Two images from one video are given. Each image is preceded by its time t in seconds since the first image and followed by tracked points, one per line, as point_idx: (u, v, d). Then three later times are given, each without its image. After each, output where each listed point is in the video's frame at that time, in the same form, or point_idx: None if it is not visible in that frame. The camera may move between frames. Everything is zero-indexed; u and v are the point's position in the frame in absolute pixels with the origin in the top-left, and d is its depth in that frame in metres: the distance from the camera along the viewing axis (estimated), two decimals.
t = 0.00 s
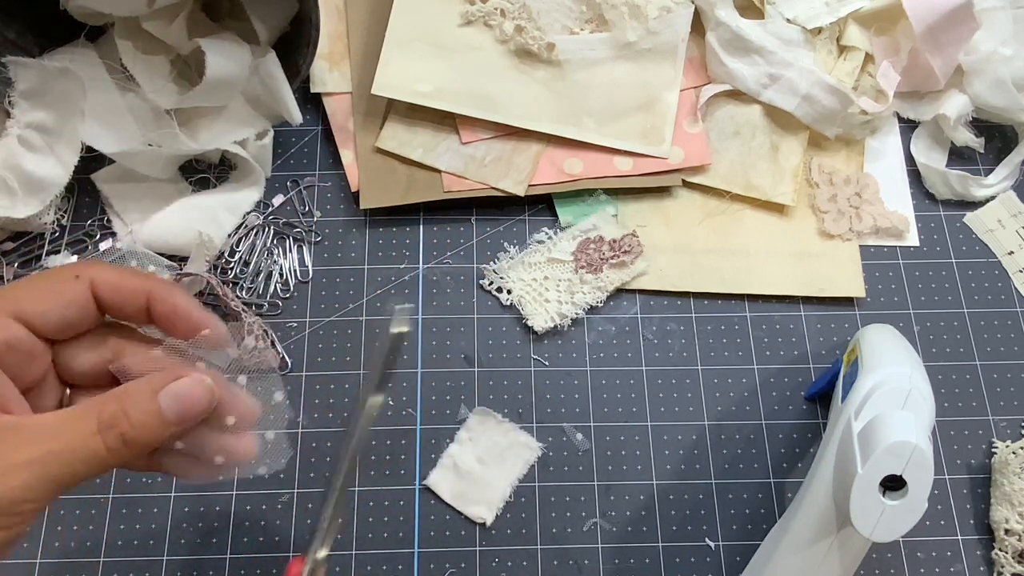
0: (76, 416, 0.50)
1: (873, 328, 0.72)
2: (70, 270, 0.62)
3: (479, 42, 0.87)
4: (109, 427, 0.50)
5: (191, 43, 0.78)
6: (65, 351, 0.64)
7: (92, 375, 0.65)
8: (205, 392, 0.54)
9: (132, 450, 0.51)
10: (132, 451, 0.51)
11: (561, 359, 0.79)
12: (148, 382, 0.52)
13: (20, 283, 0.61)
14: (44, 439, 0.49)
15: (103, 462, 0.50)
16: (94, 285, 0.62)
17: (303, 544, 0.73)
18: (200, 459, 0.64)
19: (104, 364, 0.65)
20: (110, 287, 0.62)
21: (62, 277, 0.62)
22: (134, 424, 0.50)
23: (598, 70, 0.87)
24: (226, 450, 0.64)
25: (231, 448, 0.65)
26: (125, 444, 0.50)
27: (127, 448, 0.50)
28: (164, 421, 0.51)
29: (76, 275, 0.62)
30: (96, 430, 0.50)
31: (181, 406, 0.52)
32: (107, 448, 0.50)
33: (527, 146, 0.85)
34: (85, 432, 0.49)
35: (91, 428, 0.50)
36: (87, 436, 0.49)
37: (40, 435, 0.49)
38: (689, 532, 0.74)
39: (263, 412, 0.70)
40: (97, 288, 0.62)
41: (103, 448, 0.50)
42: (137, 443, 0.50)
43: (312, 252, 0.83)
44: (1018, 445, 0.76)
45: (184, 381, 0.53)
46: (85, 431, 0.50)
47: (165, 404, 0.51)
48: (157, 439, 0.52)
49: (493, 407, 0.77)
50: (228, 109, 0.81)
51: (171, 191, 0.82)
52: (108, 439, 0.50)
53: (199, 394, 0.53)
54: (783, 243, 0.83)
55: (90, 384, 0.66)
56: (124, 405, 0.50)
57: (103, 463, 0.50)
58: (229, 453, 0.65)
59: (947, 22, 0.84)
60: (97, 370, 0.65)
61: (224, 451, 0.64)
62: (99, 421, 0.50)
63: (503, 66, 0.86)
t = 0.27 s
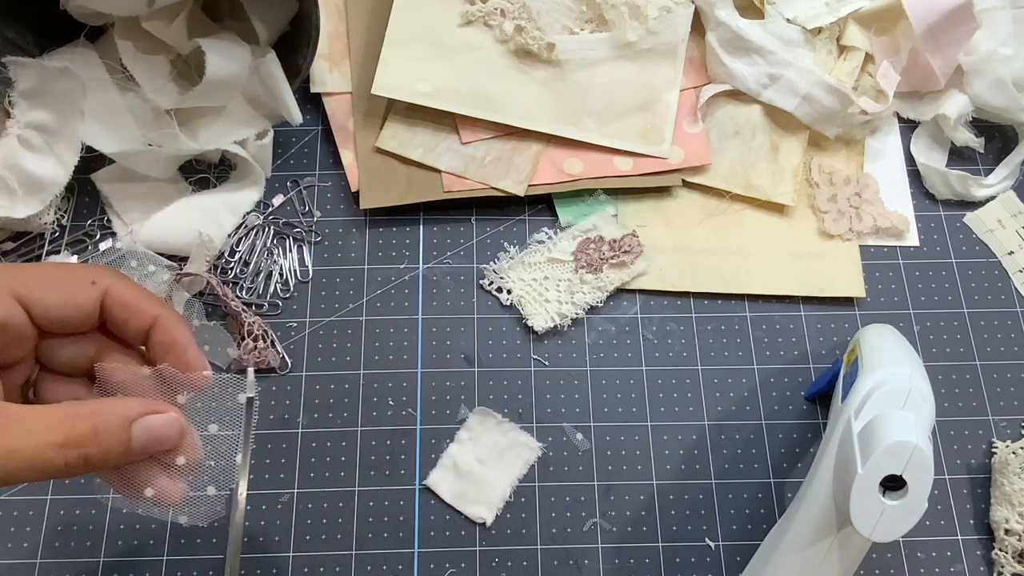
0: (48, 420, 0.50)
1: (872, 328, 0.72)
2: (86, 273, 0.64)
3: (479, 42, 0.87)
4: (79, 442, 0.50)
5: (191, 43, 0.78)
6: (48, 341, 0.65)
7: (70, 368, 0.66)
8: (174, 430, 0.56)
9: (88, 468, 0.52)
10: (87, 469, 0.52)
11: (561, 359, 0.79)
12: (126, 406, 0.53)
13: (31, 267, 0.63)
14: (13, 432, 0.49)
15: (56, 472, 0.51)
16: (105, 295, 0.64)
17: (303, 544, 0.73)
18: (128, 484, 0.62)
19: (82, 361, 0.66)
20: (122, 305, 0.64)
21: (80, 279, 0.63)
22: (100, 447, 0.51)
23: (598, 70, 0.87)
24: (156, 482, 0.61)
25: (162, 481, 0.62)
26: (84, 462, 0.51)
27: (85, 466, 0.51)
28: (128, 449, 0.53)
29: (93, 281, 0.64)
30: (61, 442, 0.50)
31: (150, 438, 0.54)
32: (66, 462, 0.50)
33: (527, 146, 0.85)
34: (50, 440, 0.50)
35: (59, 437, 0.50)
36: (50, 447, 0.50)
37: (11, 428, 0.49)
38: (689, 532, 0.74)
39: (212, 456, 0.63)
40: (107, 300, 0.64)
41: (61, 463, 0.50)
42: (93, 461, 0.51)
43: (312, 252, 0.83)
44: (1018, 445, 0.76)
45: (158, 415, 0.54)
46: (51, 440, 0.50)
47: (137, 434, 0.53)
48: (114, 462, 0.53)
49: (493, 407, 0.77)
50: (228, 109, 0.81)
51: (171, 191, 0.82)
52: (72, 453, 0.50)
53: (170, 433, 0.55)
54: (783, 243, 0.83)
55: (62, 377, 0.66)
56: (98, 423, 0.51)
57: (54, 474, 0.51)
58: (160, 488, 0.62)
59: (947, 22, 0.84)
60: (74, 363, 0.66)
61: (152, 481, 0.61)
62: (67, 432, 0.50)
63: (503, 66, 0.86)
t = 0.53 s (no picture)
0: (51, 427, 0.50)
1: (872, 328, 0.72)
2: (90, 285, 0.64)
3: (479, 42, 0.87)
4: (81, 450, 0.51)
5: (191, 43, 0.78)
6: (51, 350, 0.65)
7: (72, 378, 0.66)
8: (179, 437, 0.55)
9: (91, 475, 0.52)
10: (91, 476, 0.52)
11: (561, 359, 0.79)
12: (129, 413, 0.53)
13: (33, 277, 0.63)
14: (16, 441, 0.49)
15: (61, 480, 0.51)
16: (108, 307, 0.64)
17: (303, 544, 0.72)
18: (135, 490, 0.62)
19: (83, 371, 0.66)
20: (124, 316, 0.64)
21: (83, 291, 0.63)
22: (103, 454, 0.51)
23: (598, 70, 0.87)
24: (164, 488, 0.62)
25: (169, 487, 0.62)
26: (87, 470, 0.51)
27: (88, 474, 0.51)
28: (132, 456, 0.52)
29: (96, 293, 0.64)
30: (64, 450, 0.50)
31: (154, 447, 0.53)
32: (70, 470, 0.50)
33: (527, 146, 0.85)
34: (54, 448, 0.50)
35: (61, 445, 0.50)
36: (54, 454, 0.50)
37: (14, 436, 0.49)
38: (689, 532, 0.74)
39: (215, 459, 0.66)
40: (110, 312, 0.64)
41: (65, 470, 0.50)
42: (98, 468, 0.52)
43: (312, 252, 0.83)
44: (1018, 445, 0.76)
45: (161, 422, 0.54)
46: (54, 448, 0.50)
47: (140, 441, 0.52)
48: (119, 468, 0.53)
49: (493, 407, 0.77)
50: (228, 109, 0.81)
51: (171, 191, 0.82)
52: (74, 460, 0.50)
53: (175, 440, 0.54)
54: (783, 243, 0.83)
55: (65, 387, 0.66)
56: (100, 431, 0.51)
57: (58, 481, 0.51)
58: (167, 494, 0.62)
59: (947, 22, 0.84)
60: (75, 373, 0.66)
61: (161, 488, 0.62)
62: (70, 440, 0.50)
63: (503, 66, 0.86)
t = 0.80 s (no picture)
0: (33, 420, 0.51)
1: (873, 328, 0.72)
2: (71, 274, 0.64)
3: (479, 42, 0.87)
4: (61, 444, 0.51)
5: (191, 43, 0.78)
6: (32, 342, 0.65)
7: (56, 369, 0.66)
8: (159, 433, 0.56)
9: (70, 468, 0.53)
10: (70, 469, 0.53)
11: (561, 359, 0.79)
12: (110, 408, 0.54)
13: (17, 268, 0.63)
14: None
15: (40, 472, 0.52)
16: (89, 296, 0.64)
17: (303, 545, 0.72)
18: (118, 482, 0.64)
19: (66, 363, 0.66)
20: (106, 306, 0.65)
21: (64, 280, 0.64)
22: (83, 448, 0.52)
23: (597, 70, 0.87)
24: (144, 482, 0.64)
25: (150, 481, 0.64)
26: (67, 463, 0.52)
27: (67, 466, 0.52)
28: (112, 450, 0.53)
29: (77, 283, 0.64)
30: (45, 443, 0.51)
31: (134, 441, 0.54)
32: (49, 463, 0.51)
33: (527, 146, 0.85)
34: (36, 441, 0.51)
35: (42, 438, 0.51)
36: (34, 447, 0.51)
37: None
38: (689, 532, 0.74)
39: (199, 458, 0.68)
40: (91, 302, 0.64)
41: (45, 462, 0.51)
42: (78, 461, 0.53)
43: (312, 252, 0.83)
44: (1018, 445, 0.76)
45: (140, 418, 0.55)
46: (34, 441, 0.51)
47: (121, 436, 0.53)
48: (99, 460, 0.54)
49: (493, 407, 0.77)
50: (227, 109, 0.81)
51: (171, 191, 0.82)
52: (55, 453, 0.51)
53: (155, 434, 0.55)
54: (783, 243, 0.83)
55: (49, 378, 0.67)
56: (81, 425, 0.52)
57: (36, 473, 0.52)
58: (148, 487, 0.64)
59: (947, 22, 0.84)
60: (56, 364, 0.66)
61: (141, 481, 0.64)
62: (52, 433, 0.51)
63: (503, 66, 0.86)
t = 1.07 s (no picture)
0: (22, 445, 0.51)
1: (873, 328, 0.72)
2: (83, 301, 0.65)
3: (479, 42, 0.87)
4: (45, 471, 0.52)
5: (191, 43, 0.78)
6: (30, 361, 0.65)
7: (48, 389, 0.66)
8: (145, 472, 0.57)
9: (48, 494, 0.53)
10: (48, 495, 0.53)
11: (561, 359, 0.79)
12: (99, 441, 0.54)
13: (30, 286, 0.63)
14: None
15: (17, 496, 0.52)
16: (98, 325, 0.65)
17: (302, 545, 0.72)
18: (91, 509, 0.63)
19: (59, 385, 0.66)
20: (113, 336, 0.65)
21: (76, 306, 0.64)
22: (64, 478, 0.52)
23: (597, 70, 0.87)
24: (117, 515, 0.63)
25: (122, 515, 0.64)
26: (46, 490, 0.52)
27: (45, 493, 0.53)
28: (93, 482, 0.54)
29: (88, 310, 0.64)
30: (28, 469, 0.51)
31: (118, 478, 0.55)
32: (29, 489, 0.52)
33: (527, 146, 0.85)
34: (20, 466, 0.51)
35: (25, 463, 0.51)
36: (17, 472, 0.51)
37: None
38: (689, 532, 0.74)
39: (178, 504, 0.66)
40: (99, 331, 0.65)
41: (25, 487, 0.51)
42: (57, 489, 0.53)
43: (312, 252, 0.83)
44: (1018, 445, 0.76)
45: (128, 455, 0.55)
46: (18, 466, 0.51)
47: (105, 471, 0.54)
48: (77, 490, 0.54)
49: (493, 407, 0.77)
50: (227, 109, 0.81)
51: (171, 191, 0.82)
52: (37, 480, 0.52)
53: (140, 472, 0.56)
54: (783, 243, 0.83)
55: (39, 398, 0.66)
56: (67, 454, 0.52)
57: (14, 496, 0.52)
58: (119, 521, 0.64)
59: (947, 22, 0.84)
60: (51, 386, 0.66)
61: (113, 514, 0.63)
62: (37, 460, 0.51)
63: (503, 66, 0.86)
